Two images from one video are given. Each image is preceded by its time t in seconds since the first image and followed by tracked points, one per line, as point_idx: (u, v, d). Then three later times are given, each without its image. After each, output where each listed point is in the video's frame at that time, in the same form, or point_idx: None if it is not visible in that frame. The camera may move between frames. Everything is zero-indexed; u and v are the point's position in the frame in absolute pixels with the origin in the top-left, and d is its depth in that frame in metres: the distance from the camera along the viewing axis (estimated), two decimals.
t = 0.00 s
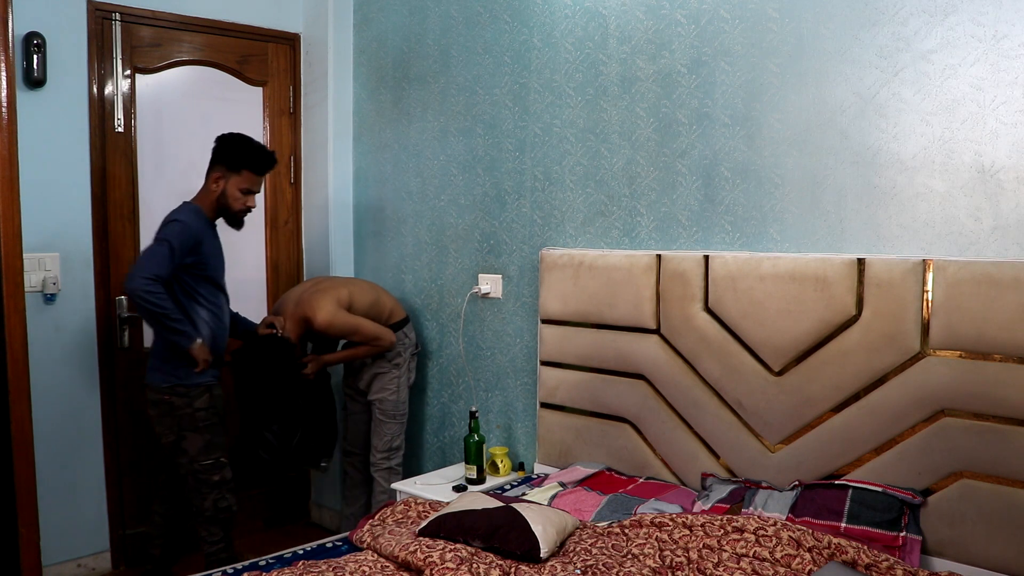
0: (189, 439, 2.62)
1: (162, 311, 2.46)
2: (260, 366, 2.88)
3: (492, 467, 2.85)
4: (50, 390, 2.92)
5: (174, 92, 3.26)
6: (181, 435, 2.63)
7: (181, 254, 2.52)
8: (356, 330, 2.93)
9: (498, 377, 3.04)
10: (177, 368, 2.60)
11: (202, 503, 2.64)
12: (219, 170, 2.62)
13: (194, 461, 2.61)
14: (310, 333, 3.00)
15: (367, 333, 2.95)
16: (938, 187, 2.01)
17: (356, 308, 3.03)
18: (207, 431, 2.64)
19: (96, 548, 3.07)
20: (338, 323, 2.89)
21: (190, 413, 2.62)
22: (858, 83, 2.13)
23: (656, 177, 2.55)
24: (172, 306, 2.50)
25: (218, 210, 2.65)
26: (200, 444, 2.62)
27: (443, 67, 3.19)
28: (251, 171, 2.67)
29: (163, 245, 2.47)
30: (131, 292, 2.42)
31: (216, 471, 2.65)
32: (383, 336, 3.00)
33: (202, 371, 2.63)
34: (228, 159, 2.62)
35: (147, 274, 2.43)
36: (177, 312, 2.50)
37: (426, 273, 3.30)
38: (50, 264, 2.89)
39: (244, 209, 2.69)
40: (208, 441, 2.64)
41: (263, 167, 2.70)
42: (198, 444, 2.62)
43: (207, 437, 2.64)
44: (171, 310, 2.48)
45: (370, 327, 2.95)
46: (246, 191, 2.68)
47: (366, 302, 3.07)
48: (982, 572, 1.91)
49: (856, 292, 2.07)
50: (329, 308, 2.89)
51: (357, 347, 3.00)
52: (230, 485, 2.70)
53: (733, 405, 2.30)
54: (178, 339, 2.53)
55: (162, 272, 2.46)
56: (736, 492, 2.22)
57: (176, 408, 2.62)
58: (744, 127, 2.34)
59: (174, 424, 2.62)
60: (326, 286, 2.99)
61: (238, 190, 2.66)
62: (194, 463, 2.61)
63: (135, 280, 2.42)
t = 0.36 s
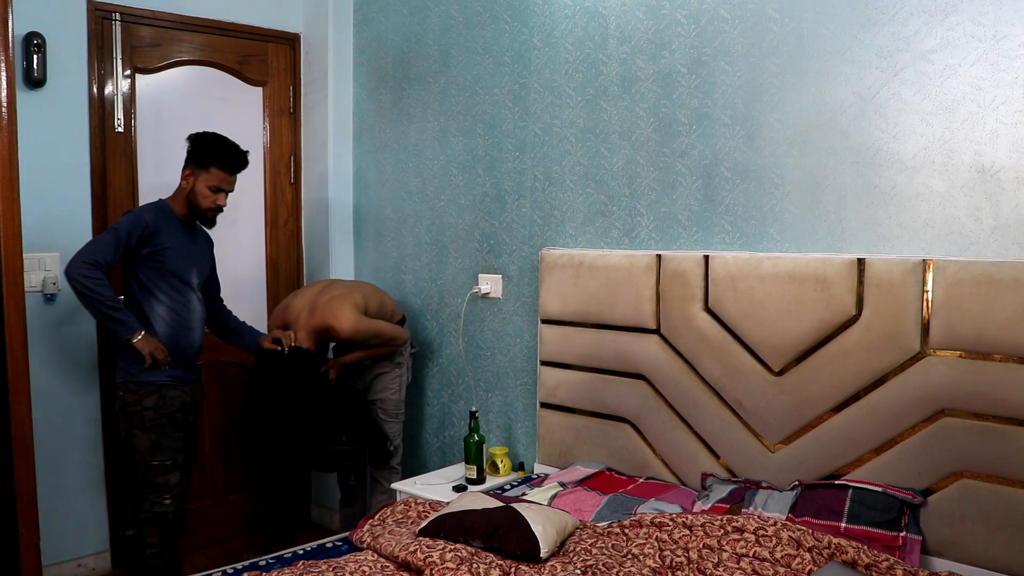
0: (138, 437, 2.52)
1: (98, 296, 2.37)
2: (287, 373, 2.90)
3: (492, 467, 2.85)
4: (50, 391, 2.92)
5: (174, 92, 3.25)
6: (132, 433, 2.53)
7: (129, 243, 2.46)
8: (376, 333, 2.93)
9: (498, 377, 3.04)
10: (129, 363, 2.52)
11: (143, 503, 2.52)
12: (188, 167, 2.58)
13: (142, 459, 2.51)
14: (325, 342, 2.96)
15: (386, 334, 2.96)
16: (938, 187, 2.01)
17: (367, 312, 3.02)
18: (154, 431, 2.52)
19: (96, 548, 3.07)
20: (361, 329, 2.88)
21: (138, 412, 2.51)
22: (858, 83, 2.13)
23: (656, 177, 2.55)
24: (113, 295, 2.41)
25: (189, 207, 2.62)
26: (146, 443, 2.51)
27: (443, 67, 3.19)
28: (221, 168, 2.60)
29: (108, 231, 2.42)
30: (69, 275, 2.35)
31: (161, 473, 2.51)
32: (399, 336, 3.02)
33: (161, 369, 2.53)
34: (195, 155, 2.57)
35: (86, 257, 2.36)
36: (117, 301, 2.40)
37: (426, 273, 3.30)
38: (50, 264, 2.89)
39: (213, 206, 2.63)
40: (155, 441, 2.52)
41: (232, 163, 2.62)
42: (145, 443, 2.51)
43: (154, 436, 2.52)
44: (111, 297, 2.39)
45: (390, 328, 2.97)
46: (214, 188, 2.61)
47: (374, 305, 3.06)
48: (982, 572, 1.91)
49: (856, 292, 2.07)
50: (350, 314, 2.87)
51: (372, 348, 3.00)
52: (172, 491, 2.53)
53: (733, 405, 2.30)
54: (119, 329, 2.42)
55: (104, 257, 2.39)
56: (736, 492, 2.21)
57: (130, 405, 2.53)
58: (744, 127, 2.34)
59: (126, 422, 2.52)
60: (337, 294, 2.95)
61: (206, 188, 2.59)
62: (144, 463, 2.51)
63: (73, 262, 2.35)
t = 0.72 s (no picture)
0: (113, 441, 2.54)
1: (72, 303, 2.35)
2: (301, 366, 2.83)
3: (492, 467, 2.85)
4: (49, 391, 2.92)
5: (174, 93, 3.25)
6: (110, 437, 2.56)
7: (106, 248, 2.45)
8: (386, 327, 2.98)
9: (498, 377, 3.04)
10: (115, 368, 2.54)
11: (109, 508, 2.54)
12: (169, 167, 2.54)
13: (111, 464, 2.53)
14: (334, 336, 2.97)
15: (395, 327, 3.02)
16: (938, 188, 2.01)
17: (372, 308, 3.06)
18: (128, 437, 2.53)
19: (95, 548, 3.07)
20: (374, 321, 2.93)
21: (116, 416, 2.53)
22: (858, 83, 2.13)
23: (656, 177, 2.55)
24: (89, 302, 2.39)
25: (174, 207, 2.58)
26: (118, 449, 2.53)
27: (443, 67, 3.19)
28: (201, 168, 2.54)
29: (83, 237, 2.42)
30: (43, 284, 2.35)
31: (125, 482, 2.52)
32: (402, 331, 3.08)
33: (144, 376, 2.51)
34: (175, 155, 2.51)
35: (59, 264, 2.36)
36: (93, 308, 2.39)
37: (426, 273, 3.30)
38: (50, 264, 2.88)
39: (195, 207, 2.58)
40: (126, 448, 2.53)
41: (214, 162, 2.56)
42: (119, 448, 2.53)
43: (126, 443, 2.53)
44: (85, 304, 2.37)
45: (396, 322, 3.03)
46: (195, 189, 2.56)
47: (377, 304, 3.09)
48: (982, 572, 1.91)
49: (856, 292, 2.07)
50: (362, 307, 2.92)
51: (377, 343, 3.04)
52: (134, 503, 2.53)
53: (733, 405, 2.30)
54: (96, 337, 2.40)
55: (78, 263, 2.38)
56: (736, 492, 2.21)
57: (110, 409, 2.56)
58: (744, 127, 2.34)
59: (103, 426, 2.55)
60: (342, 288, 3.00)
61: (188, 188, 2.54)
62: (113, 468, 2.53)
63: (47, 271, 2.35)
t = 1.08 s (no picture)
0: (113, 457, 2.52)
1: (73, 323, 2.31)
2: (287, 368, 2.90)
3: (492, 467, 2.85)
4: (49, 391, 2.92)
5: (174, 93, 3.25)
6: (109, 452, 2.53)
7: (103, 260, 2.39)
8: (372, 330, 2.96)
9: (498, 377, 3.04)
10: (113, 382, 2.50)
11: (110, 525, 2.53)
12: (162, 172, 2.48)
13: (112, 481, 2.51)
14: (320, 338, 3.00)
15: (383, 330, 3.00)
16: (938, 187, 2.00)
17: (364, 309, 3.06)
18: (132, 453, 2.51)
19: (95, 548, 3.07)
20: (356, 324, 2.92)
21: (116, 432, 2.51)
22: (858, 83, 2.13)
23: (656, 177, 2.55)
24: (88, 320, 2.35)
25: (165, 211, 2.53)
26: (120, 465, 2.51)
27: (442, 67, 3.19)
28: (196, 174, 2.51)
29: (78, 250, 2.33)
30: (38, 303, 2.28)
31: (130, 499, 2.51)
32: (397, 333, 3.05)
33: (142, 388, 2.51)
34: (173, 160, 2.47)
35: (55, 282, 2.28)
36: (93, 326, 2.35)
37: (426, 273, 3.30)
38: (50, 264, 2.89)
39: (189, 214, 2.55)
40: (130, 464, 2.51)
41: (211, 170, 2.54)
42: (121, 463, 2.51)
43: (129, 459, 2.51)
44: (86, 323, 2.33)
45: (386, 325, 3.00)
46: (190, 196, 2.53)
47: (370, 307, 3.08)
48: (982, 572, 1.91)
49: (856, 292, 2.07)
50: (344, 311, 2.91)
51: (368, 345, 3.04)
52: (140, 518, 2.53)
53: (733, 405, 2.30)
54: (98, 356, 2.38)
55: (76, 280, 2.31)
56: (736, 492, 2.22)
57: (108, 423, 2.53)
58: (744, 127, 2.34)
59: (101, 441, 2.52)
60: (331, 291, 2.99)
61: (184, 195, 2.51)
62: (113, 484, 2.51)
63: (41, 290, 2.27)
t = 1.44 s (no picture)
0: (122, 461, 2.52)
1: (98, 332, 2.31)
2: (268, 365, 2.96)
3: (492, 467, 2.85)
4: (49, 391, 2.92)
5: (174, 93, 3.25)
6: (117, 456, 2.53)
7: (120, 265, 2.38)
8: (351, 331, 2.98)
9: (498, 377, 3.04)
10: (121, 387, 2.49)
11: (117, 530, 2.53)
12: (174, 176, 2.49)
13: (121, 485, 2.51)
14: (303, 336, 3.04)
15: (364, 332, 3.00)
16: (938, 187, 2.01)
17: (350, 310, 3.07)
18: (143, 457, 2.52)
19: (95, 548, 3.07)
20: (334, 325, 2.93)
21: (127, 437, 2.51)
22: (858, 83, 2.13)
23: (656, 177, 2.55)
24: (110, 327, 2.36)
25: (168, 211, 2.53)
26: (131, 470, 2.51)
27: (443, 67, 3.19)
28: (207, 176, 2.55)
29: (98, 257, 2.32)
30: (63, 314, 2.26)
31: (141, 503, 2.52)
32: (380, 335, 3.05)
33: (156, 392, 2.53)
34: (188, 163, 2.49)
35: (81, 291, 2.28)
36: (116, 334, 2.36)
37: (426, 273, 3.30)
38: (50, 264, 2.88)
39: (196, 213, 2.59)
40: (141, 468, 2.52)
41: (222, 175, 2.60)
42: (131, 468, 2.51)
43: (141, 464, 2.52)
44: (110, 331, 2.34)
45: (366, 327, 3.00)
46: (199, 197, 2.56)
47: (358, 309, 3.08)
48: (982, 572, 1.91)
49: (856, 292, 2.07)
50: (323, 311, 2.93)
51: (352, 345, 3.05)
52: (150, 522, 2.55)
53: (733, 405, 2.30)
54: (120, 364, 2.39)
55: (99, 288, 2.31)
56: (736, 492, 2.22)
57: (114, 429, 2.52)
58: (744, 127, 2.34)
59: (111, 446, 2.52)
60: (313, 290, 3.02)
61: (194, 198, 2.55)
62: (122, 489, 2.51)
63: (66, 301, 2.26)
